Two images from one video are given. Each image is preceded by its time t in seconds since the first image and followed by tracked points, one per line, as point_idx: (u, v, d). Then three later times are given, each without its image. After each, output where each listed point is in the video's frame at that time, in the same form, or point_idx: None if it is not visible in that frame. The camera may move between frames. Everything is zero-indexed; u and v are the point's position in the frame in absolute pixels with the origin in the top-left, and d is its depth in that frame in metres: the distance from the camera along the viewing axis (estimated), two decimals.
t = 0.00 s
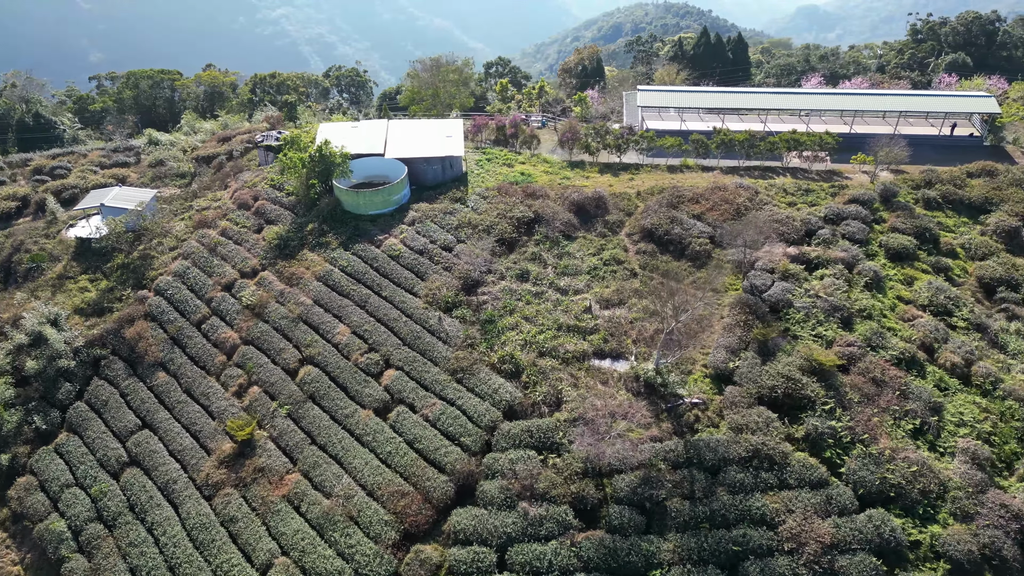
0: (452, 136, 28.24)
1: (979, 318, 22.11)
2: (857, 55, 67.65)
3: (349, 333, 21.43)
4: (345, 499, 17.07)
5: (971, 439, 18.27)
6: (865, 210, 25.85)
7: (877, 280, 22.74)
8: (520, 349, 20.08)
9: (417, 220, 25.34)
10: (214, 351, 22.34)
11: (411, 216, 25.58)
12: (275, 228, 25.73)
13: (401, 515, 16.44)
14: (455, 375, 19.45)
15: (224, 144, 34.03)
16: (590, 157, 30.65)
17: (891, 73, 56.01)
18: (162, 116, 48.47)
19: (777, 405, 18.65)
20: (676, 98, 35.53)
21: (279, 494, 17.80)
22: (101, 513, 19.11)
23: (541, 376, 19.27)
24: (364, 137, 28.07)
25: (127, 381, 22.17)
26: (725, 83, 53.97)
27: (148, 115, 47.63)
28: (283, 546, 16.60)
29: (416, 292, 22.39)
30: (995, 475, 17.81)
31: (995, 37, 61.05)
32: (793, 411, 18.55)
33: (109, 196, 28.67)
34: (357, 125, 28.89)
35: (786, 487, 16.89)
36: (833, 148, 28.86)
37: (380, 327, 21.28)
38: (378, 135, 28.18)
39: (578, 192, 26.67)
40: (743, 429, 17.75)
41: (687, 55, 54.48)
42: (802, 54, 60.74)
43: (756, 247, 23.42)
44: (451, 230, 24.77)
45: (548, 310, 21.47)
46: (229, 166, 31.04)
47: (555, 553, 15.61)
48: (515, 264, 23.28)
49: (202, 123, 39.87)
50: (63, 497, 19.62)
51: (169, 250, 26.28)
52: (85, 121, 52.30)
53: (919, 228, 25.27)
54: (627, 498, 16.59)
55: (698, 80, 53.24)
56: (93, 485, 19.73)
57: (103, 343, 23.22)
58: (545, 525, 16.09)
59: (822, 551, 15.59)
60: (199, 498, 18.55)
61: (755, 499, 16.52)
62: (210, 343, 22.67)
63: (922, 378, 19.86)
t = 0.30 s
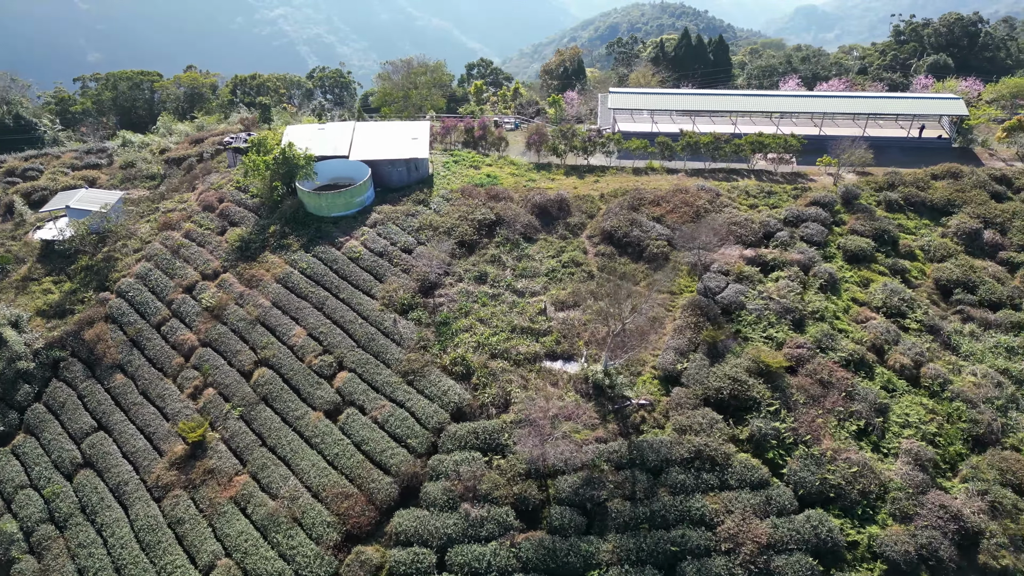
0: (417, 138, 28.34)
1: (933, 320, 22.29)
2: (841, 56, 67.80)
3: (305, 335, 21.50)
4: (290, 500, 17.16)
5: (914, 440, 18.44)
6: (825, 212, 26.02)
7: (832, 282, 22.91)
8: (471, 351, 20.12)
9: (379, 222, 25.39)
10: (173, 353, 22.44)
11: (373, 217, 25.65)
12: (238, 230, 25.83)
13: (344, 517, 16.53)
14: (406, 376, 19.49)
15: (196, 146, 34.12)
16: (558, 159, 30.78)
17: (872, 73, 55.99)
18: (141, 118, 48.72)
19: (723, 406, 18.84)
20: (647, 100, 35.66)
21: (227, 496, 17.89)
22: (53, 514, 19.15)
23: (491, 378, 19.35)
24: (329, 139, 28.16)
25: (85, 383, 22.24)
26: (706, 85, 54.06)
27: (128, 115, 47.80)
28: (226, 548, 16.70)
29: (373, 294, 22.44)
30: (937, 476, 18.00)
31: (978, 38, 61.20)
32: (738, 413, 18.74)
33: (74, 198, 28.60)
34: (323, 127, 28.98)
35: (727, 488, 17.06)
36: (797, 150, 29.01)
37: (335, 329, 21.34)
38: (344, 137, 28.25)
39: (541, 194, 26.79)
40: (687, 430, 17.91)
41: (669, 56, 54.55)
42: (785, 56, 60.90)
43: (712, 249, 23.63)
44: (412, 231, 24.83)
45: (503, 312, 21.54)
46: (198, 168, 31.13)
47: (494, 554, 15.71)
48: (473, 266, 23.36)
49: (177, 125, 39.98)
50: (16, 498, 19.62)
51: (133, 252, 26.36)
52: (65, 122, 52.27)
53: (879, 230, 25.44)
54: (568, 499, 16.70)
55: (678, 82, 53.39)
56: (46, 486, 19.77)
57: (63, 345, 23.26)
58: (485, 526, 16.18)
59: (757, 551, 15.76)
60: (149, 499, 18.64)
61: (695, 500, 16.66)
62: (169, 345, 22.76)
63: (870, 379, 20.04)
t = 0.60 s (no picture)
0: (383, 140, 28.45)
1: (886, 321, 22.46)
2: (825, 57, 68.10)
3: (261, 337, 21.58)
4: (235, 502, 17.26)
5: (859, 441, 18.60)
6: (785, 214, 26.20)
7: (788, 283, 23.08)
8: (423, 353, 20.16)
9: (341, 223, 25.45)
10: (131, 355, 22.51)
11: (335, 219, 25.72)
12: (201, 231, 25.91)
13: (287, 518, 16.61)
14: (357, 378, 19.56)
15: (167, 148, 34.19)
16: (525, 161, 30.91)
17: (853, 74, 56.15)
18: (121, 119, 48.74)
19: (670, 407, 19.01)
20: (619, 102, 35.84)
21: (174, 498, 17.97)
22: (4, 515, 19.11)
23: (442, 379, 19.42)
24: (295, 141, 28.25)
25: (43, 384, 22.28)
26: (687, 86, 54.18)
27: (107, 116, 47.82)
28: (171, 549, 16.81)
29: (330, 295, 22.52)
30: (880, 477, 18.17)
31: (959, 39, 61.47)
32: (685, 414, 18.90)
33: (42, 201, 28.87)
34: (289, 129, 29.08)
35: (669, 489, 17.20)
36: (762, 152, 29.17)
37: (290, 331, 21.43)
38: (310, 139, 28.34)
39: (504, 196, 26.91)
40: (632, 431, 18.06)
41: (650, 58, 54.61)
42: (767, 57, 61.12)
43: (669, 252, 23.81)
44: (373, 233, 24.90)
45: (458, 314, 21.60)
46: (167, 170, 31.22)
47: (434, 555, 15.77)
48: (431, 267, 23.45)
49: (152, 126, 40.00)
50: None
51: (97, 254, 26.43)
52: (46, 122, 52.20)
53: (838, 232, 25.61)
54: (511, 499, 16.79)
55: (659, 84, 53.54)
56: None
57: (22, 346, 23.26)
58: (427, 527, 16.25)
59: (695, 551, 15.90)
60: (100, 501, 18.69)
61: (637, 501, 16.78)
62: (128, 347, 22.83)
63: (819, 381, 20.23)
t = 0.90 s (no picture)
0: (349, 142, 28.59)
1: (840, 323, 22.61)
2: (809, 58, 68.35)
3: (217, 339, 21.65)
4: (181, 503, 17.36)
5: (804, 441, 18.76)
6: (746, 216, 26.35)
7: (744, 285, 23.23)
8: (375, 355, 20.24)
9: (302, 225, 25.54)
10: (89, 357, 22.57)
11: (297, 220, 25.82)
12: (165, 233, 25.99)
13: (230, 520, 16.69)
14: (308, 381, 19.63)
15: (138, 150, 34.25)
16: (493, 163, 31.04)
17: (834, 75, 56.34)
18: (101, 120, 48.80)
19: (618, 408, 19.18)
20: (591, 103, 35.98)
21: (122, 499, 18.06)
22: None
23: (392, 381, 19.50)
24: (260, 142, 28.36)
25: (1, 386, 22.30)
26: (668, 87, 54.31)
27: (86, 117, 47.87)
28: (115, 551, 16.90)
29: (288, 297, 22.60)
30: (824, 478, 18.32)
31: (942, 40, 61.69)
32: (632, 415, 19.04)
33: (8, 202, 28.99)
34: (256, 130, 29.20)
35: (612, 489, 17.32)
36: (727, 154, 29.34)
37: (246, 333, 21.50)
38: (276, 141, 28.43)
39: (468, 198, 27.04)
40: (577, 432, 18.19)
41: (631, 58, 54.74)
42: (750, 58, 61.35)
43: (627, 254, 23.97)
44: (334, 235, 25.01)
45: (413, 315, 21.69)
46: (136, 172, 31.30)
47: (374, 556, 15.83)
48: (390, 269, 23.55)
49: (127, 128, 40.04)
50: None
51: (62, 256, 26.50)
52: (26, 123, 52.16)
53: (798, 234, 25.77)
54: (453, 501, 16.88)
55: (640, 85, 53.70)
56: None
57: None
58: (369, 528, 16.31)
59: (634, 551, 15.99)
60: (50, 502, 18.73)
61: (578, 502, 16.90)
62: (87, 348, 22.89)
63: (769, 382, 20.39)
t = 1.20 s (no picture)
0: (314, 144, 28.72)
1: (795, 325, 22.75)
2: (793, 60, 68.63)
3: (173, 341, 21.71)
4: (127, 505, 17.44)
5: (750, 442, 18.90)
6: (707, 218, 26.53)
7: (700, 287, 23.40)
8: (328, 357, 20.33)
9: (264, 227, 25.64)
10: (47, 359, 22.56)
11: (260, 222, 25.92)
12: (128, 235, 26.05)
13: (173, 521, 16.77)
14: (259, 383, 19.70)
15: (110, 152, 34.28)
16: (461, 165, 31.18)
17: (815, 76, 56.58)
18: (80, 122, 48.80)
19: (566, 410, 19.31)
20: (562, 106, 36.15)
21: (71, 501, 18.12)
22: None
23: (343, 383, 19.60)
24: (226, 145, 28.48)
25: None
26: (649, 89, 54.45)
27: (65, 119, 47.84)
28: (60, 552, 16.98)
29: (245, 299, 22.68)
30: (769, 479, 18.45)
31: (924, 41, 61.97)
32: (580, 416, 19.17)
33: None
34: (222, 133, 29.33)
35: (555, 490, 17.43)
36: (692, 156, 29.52)
37: (201, 336, 21.57)
38: (241, 143, 28.54)
39: (431, 200, 27.14)
40: (524, 434, 18.30)
41: (612, 60, 54.93)
42: (732, 60, 61.64)
43: (584, 256, 24.13)
44: (295, 237, 25.11)
45: (368, 317, 21.79)
46: (105, 174, 31.36)
47: (315, 557, 15.90)
48: (348, 271, 23.66)
49: (102, 130, 40.04)
50: None
51: (25, 258, 26.52)
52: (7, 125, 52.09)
53: (758, 236, 25.94)
54: (397, 502, 16.94)
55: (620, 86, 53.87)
56: None
57: None
58: (310, 530, 16.37)
59: (573, 551, 16.07)
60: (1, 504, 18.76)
61: (521, 503, 16.99)
62: (46, 350, 22.88)
63: (719, 384, 20.56)
